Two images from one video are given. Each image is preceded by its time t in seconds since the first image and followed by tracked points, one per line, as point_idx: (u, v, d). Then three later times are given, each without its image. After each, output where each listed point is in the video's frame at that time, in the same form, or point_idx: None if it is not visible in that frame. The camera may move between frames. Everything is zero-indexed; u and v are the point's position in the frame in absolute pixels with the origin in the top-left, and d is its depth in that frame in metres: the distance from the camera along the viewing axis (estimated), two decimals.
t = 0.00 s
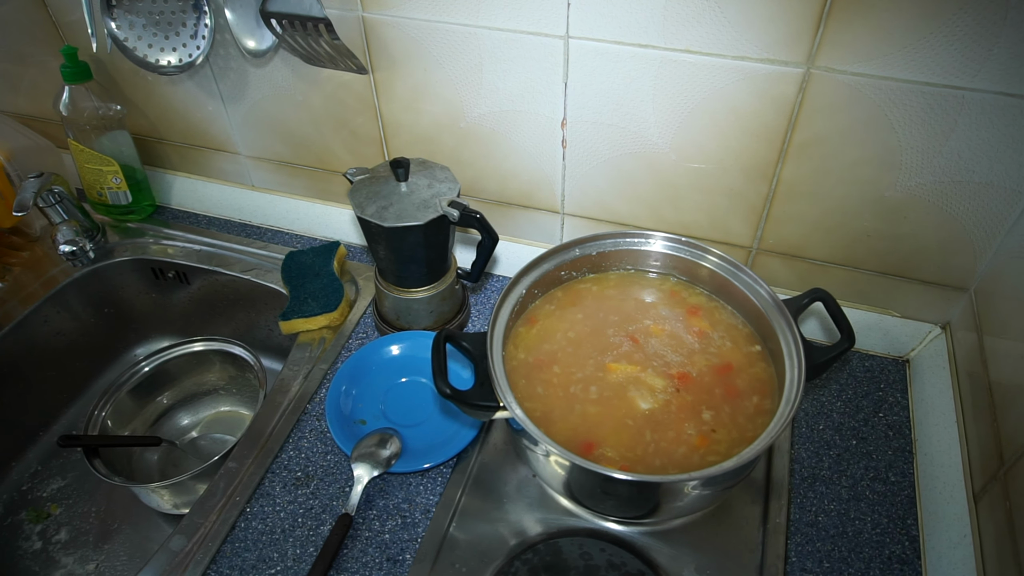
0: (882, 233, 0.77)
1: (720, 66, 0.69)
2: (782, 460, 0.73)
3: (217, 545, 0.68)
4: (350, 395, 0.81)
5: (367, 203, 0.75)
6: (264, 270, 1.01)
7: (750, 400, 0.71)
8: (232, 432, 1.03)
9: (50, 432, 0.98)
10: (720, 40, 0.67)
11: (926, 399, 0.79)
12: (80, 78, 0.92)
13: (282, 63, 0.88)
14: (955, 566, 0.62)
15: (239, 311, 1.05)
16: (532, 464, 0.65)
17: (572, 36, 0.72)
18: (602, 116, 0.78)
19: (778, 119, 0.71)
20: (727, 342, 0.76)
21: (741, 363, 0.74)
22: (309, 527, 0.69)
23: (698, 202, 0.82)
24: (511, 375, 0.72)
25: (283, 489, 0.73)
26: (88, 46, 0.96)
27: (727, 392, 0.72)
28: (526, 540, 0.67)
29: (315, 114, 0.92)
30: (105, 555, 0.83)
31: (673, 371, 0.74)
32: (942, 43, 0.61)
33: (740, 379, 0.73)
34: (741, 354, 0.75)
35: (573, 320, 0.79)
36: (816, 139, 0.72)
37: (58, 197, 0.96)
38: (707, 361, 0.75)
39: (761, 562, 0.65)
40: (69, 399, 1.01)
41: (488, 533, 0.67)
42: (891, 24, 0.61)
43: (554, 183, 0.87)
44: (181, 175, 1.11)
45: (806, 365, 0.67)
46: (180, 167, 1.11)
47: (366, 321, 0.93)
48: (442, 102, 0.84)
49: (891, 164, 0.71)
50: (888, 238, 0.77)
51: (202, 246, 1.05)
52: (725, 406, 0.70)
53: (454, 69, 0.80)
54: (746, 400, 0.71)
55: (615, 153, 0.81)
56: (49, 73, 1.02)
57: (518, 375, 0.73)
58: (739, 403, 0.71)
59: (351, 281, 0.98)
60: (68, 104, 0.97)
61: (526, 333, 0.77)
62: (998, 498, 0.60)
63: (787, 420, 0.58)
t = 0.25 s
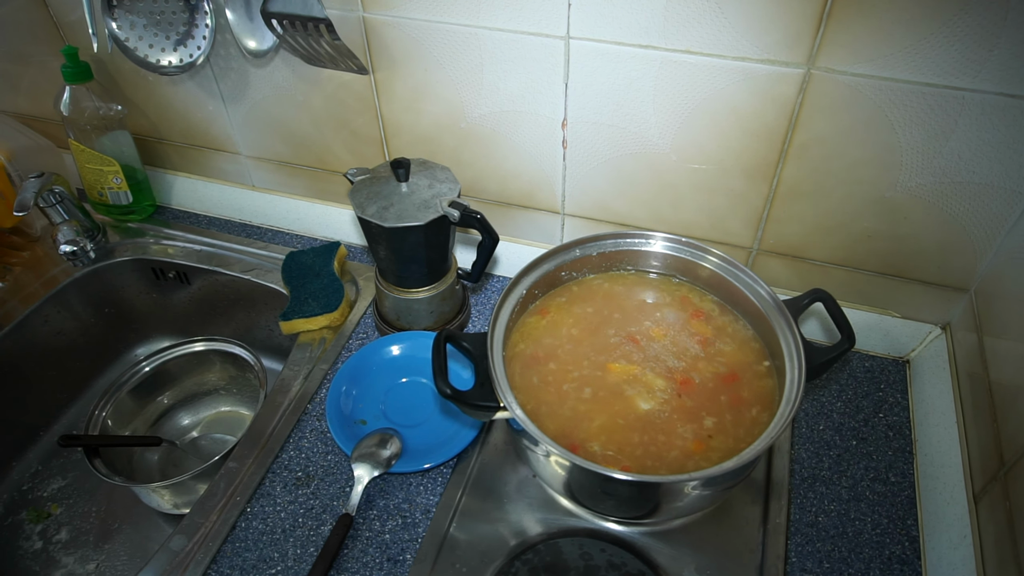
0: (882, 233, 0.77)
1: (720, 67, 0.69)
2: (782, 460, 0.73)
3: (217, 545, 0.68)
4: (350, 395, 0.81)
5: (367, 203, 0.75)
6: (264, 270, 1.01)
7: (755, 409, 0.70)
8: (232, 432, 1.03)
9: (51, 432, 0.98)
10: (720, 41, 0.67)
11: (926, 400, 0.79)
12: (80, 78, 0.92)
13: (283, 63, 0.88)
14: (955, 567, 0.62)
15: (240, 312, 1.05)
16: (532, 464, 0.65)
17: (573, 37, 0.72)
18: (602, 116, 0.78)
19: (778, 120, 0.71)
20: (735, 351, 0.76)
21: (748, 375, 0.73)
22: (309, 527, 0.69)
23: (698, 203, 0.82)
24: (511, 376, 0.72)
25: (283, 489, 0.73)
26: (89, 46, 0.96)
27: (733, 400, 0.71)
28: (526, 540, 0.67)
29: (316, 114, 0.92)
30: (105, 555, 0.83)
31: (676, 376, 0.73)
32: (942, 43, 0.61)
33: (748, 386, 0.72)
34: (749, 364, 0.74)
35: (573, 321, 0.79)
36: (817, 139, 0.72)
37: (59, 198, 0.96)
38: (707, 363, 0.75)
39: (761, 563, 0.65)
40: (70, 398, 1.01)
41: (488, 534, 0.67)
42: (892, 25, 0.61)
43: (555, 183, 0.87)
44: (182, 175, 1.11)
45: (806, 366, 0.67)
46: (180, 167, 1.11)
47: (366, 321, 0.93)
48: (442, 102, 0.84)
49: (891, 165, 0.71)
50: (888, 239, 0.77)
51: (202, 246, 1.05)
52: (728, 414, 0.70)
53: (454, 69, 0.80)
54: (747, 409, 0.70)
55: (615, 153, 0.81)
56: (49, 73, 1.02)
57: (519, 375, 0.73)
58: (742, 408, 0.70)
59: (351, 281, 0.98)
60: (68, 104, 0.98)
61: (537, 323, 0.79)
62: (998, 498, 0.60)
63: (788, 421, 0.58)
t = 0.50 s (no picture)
0: (880, 233, 0.77)
1: (719, 67, 0.69)
2: (781, 460, 0.73)
3: (216, 546, 0.68)
4: (349, 396, 0.81)
5: (366, 204, 0.75)
6: (263, 271, 1.01)
7: (756, 415, 0.69)
8: (231, 434, 1.03)
9: (50, 433, 0.98)
10: (718, 41, 0.67)
11: (925, 399, 0.79)
12: (79, 79, 0.92)
13: (281, 64, 0.88)
14: (955, 567, 0.62)
15: (239, 313, 1.05)
16: (531, 465, 0.65)
17: (571, 38, 0.72)
18: (600, 117, 0.78)
19: (776, 120, 0.71)
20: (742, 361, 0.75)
21: (752, 388, 0.72)
22: (308, 529, 0.69)
23: (697, 203, 0.82)
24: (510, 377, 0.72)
25: (282, 491, 0.73)
26: (87, 47, 0.96)
27: (736, 408, 0.70)
28: (525, 541, 0.67)
29: (315, 115, 0.92)
30: (105, 556, 0.83)
31: (677, 381, 0.73)
32: (939, 43, 0.61)
33: (752, 392, 0.72)
34: (750, 368, 0.74)
35: (571, 321, 0.79)
36: (814, 139, 0.72)
37: (56, 198, 0.96)
38: (707, 364, 0.75)
39: (760, 563, 0.65)
40: (69, 400, 1.01)
41: (487, 534, 0.67)
42: (889, 25, 0.61)
43: (554, 184, 0.87)
44: (181, 176, 1.11)
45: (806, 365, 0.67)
46: (179, 169, 1.11)
47: (365, 322, 0.93)
48: (441, 103, 0.84)
49: (889, 165, 0.71)
50: (887, 239, 0.77)
51: (201, 247, 1.05)
52: (728, 419, 0.69)
53: (452, 70, 0.80)
54: (747, 418, 0.69)
55: (613, 154, 0.81)
56: (47, 74, 1.02)
57: (518, 376, 0.73)
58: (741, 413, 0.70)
59: (350, 282, 0.98)
60: (67, 106, 0.97)
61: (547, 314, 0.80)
62: (997, 497, 0.60)
63: (786, 420, 0.58)
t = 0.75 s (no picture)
0: (877, 233, 0.77)
1: (715, 68, 0.69)
2: (779, 461, 0.73)
3: (213, 548, 0.68)
4: (346, 397, 0.81)
5: (363, 205, 0.75)
6: (261, 272, 1.01)
7: (756, 417, 0.69)
8: (229, 435, 1.02)
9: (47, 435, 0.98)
10: (715, 42, 0.67)
11: (922, 400, 0.79)
12: (76, 80, 0.92)
13: (278, 65, 0.88)
14: (953, 567, 0.62)
15: (237, 314, 1.04)
16: (529, 466, 0.65)
17: (568, 38, 0.72)
18: (598, 118, 0.78)
19: (773, 120, 0.71)
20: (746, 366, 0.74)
21: (749, 388, 0.72)
22: (305, 530, 0.69)
23: (694, 203, 0.82)
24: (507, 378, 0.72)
25: (279, 492, 0.73)
26: (83, 49, 0.96)
27: (736, 411, 0.70)
28: (523, 542, 0.67)
29: (312, 116, 0.92)
30: (102, 558, 0.83)
31: (676, 387, 0.72)
32: (936, 43, 0.61)
33: (752, 395, 0.71)
34: (748, 369, 0.74)
35: (569, 322, 0.79)
36: (811, 139, 0.72)
37: (52, 200, 0.95)
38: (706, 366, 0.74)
39: (758, 563, 0.65)
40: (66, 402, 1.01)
41: (485, 535, 0.67)
42: (886, 25, 0.61)
43: (551, 184, 0.87)
44: (178, 178, 1.11)
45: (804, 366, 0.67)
46: (176, 170, 1.11)
47: (362, 323, 0.93)
48: (438, 104, 0.84)
49: (886, 165, 0.71)
50: (884, 239, 0.77)
51: (198, 248, 1.05)
52: (725, 419, 0.69)
53: (449, 71, 0.80)
54: (748, 422, 0.69)
55: (610, 154, 0.81)
56: (44, 76, 1.02)
57: (515, 377, 0.73)
58: (740, 417, 0.70)
59: (347, 283, 0.98)
60: (64, 108, 0.97)
61: (555, 307, 0.81)
62: (995, 498, 0.60)
63: (784, 421, 0.58)
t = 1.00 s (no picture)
0: (875, 233, 0.77)
1: (713, 67, 0.69)
2: (777, 460, 0.73)
3: (211, 548, 0.67)
4: (344, 398, 0.81)
5: (360, 206, 0.75)
6: (259, 272, 1.00)
7: (755, 415, 0.69)
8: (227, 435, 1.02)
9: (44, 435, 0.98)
10: (713, 42, 0.67)
11: (920, 399, 0.79)
12: (73, 80, 0.91)
13: (275, 65, 0.88)
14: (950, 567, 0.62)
15: (234, 314, 1.04)
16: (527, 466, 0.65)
17: (566, 38, 0.72)
18: (596, 118, 0.78)
19: (770, 120, 0.71)
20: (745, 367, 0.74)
21: (747, 387, 0.72)
22: (303, 530, 0.69)
23: (692, 203, 0.82)
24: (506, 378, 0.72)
25: (277, 492, 0.73)
26: (80, 49, 0.96)
27: (734, 411, 0.70)
28: (521, 541, 0.67)
29: (310, 116, 0.92)
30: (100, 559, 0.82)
31: (674, 390, 0.72)
32: (933, 43, 0.61)
33: (749, 395, 0.71)
34: (745, 368, 0.74)
35: (568, 322, 0.79)
36: (809, 139, 0.72)
37: (48, 200, 0.95)
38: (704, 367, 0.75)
39: (755, 563, 0.65)
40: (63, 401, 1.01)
41: (483, 535, 0.67)
42: (883, 25, 0.61)
43: (549, 184, 0.87)
44: (176, 178, 1.11)
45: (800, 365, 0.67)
46: (174, 170, 1.10)
47: (361, 323, 0.93)
48: (436, 104, 0.84)
49: (884, 165, 0.71)
50: (882, 239, 0.78)
51: (196, 248, 1.05)
52: (723, 419, 0.70)
53: (447, 71, 0.80)
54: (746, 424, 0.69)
55: (609, 154, 0.81)
56: (41, 75, 1.02)
57: (513, 376, 0.73)
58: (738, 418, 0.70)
59: (346, 283, 0.98)
60: (61, 108, 0.97)
61: (564, 301, 0.81)
62: (992, 497, 0.61)
63: (781, 421, 0.58)
